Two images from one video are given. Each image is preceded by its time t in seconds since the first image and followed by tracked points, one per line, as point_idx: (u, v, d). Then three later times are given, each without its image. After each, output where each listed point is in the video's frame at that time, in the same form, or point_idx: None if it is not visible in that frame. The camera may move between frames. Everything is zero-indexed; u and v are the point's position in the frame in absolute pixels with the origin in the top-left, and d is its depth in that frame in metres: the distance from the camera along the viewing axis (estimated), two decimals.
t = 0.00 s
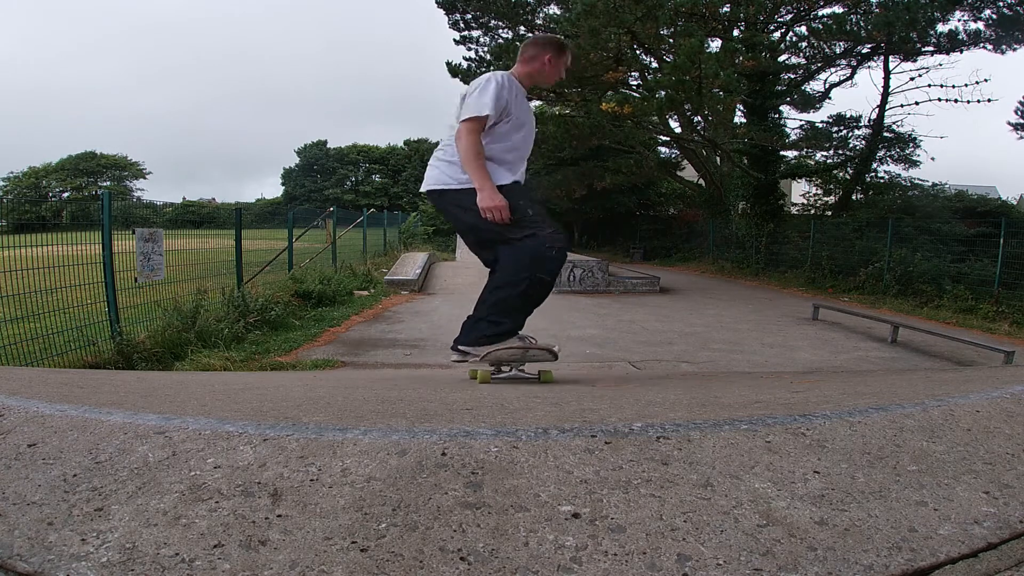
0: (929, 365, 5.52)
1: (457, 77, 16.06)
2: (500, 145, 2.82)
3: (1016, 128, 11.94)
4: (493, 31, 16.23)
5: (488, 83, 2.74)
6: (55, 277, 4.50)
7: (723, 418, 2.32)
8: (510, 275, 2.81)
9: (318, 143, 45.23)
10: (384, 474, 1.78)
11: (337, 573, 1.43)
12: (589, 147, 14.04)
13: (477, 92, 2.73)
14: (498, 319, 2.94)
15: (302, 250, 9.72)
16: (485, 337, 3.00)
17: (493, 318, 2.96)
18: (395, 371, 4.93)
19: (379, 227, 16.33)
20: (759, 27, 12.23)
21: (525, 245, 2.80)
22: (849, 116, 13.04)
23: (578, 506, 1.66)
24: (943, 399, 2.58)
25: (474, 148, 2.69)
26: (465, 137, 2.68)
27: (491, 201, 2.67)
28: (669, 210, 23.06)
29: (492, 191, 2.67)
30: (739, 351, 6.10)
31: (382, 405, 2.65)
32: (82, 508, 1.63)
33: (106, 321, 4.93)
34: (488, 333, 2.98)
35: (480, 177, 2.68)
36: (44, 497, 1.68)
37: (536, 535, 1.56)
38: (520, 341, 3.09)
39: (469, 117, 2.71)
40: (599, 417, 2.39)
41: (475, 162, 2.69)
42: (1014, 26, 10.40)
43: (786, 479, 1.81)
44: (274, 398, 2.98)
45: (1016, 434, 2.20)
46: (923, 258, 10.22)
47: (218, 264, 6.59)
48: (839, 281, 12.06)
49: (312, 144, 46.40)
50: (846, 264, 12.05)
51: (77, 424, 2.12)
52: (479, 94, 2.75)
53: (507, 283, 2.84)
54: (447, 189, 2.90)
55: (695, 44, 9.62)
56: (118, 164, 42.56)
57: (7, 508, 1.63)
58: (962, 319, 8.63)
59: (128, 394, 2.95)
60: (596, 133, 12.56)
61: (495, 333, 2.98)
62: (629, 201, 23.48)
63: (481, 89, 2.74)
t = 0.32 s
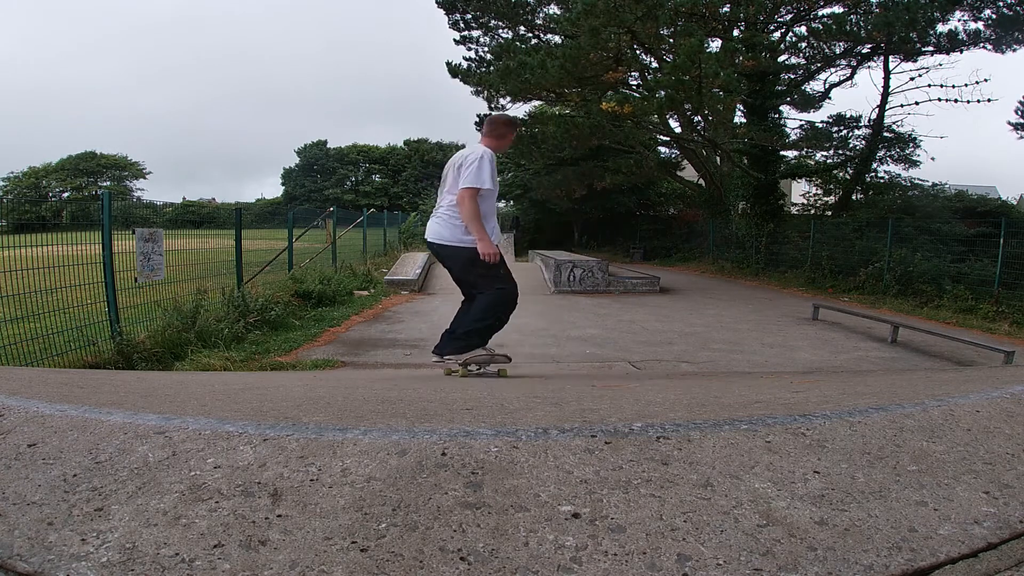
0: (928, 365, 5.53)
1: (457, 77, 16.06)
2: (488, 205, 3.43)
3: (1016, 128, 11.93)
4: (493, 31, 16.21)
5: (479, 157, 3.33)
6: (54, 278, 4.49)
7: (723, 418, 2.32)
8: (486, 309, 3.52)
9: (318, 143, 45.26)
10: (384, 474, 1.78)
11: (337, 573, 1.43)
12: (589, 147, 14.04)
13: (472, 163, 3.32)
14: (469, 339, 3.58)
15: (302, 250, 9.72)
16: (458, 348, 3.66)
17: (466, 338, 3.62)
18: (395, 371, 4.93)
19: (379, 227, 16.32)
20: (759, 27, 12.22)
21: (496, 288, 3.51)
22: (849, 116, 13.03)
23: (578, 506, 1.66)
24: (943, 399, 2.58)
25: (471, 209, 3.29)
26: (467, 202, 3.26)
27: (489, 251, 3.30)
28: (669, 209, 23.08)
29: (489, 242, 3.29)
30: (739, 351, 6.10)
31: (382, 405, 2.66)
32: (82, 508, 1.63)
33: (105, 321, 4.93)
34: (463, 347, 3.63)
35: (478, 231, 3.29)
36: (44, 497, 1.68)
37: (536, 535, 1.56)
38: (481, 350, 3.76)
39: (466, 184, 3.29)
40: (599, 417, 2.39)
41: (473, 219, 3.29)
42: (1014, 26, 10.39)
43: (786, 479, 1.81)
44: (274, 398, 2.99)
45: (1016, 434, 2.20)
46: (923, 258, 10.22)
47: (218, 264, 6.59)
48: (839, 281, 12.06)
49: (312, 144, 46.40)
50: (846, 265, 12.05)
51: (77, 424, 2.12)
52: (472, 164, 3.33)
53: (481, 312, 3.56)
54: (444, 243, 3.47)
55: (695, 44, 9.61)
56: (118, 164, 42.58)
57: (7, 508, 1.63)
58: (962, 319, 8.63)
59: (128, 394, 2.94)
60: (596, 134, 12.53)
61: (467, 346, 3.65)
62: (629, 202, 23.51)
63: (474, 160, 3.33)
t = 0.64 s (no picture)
0: (928, 365, 5.53)
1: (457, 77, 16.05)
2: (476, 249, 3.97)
3: (1016, 128, 11.92)
4: (492, 31, 16.15)
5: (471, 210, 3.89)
6: (55, 278, 4.50)
7: (723, 418, 2.32)
8: (455, 328, 4.04)
9: (318, 143, 45.27)
10: (384, 474, 1.78)
11: (337, 573, 1.43)
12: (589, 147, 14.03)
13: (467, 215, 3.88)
14: (443, 350, 4.02)
15: (302, 250, 9.72)
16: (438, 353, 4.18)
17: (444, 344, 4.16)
18: (396, 371, 4.94)
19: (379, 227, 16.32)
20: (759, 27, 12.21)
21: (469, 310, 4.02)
22: (849, 116, 13.02)
23: (578, 506, 1.66)
24: (944, 399, 2.58)
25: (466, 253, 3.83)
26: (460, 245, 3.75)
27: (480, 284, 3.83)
28: (669, 209, 23.09)
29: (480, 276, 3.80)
30: (739, 351, 6.11)
31: (382, 405, 2.66)
32: (82, 508, 1.63)
33: (106, 321, 4.93)
34: (442, 355, 4.13)
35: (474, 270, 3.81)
36: (44, 497, 1.68)
37: (536, 535, 1.56)
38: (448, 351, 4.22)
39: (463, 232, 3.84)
40: (599, 417, 2.39)
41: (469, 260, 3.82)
42: (1014, 26, 10.39)
43: (786, 479, 1.81)
44: (274, 397, 2.99)
45: (1016, 434, 2.20)
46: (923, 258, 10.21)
47: (218, 264, 6.58)
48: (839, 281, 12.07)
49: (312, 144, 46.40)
50: (846, 265, 12.06)
51: (77, 424, 2.12)
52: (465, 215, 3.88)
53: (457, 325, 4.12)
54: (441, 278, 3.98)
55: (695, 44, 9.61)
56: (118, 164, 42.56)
57: (6, 509, 1.63)
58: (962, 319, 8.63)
59: (128, 394, 2.94)
60: (596, 134, 12.45)
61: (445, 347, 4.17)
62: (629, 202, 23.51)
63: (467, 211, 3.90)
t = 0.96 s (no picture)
0: (928, 365, 5.53)
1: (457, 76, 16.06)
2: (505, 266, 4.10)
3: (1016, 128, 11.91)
4: (493, 31, 16.18)
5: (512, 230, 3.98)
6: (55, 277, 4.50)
7: (723, 418, 2.32)
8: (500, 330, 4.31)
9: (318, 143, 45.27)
10: (384, 474, 1.78)
11: (337, 573, 1.43)
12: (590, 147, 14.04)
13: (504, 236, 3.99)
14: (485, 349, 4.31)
15: (302, 250, 9.73)
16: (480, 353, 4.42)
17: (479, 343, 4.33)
18: (396, 371, 4.94)
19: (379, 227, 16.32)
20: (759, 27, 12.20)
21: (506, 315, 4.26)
22: (850, 116, 13.02)
23: (578, 506, 1.66)
24: (944, 399, 2.58)
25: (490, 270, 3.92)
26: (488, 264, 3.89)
27: (498, 303, 3.88)
28: (669, 210, 23.11)
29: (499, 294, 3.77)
30: (739, 351, 6.11)
31: (383, 405, 2.66)
32: (82, 508, 1.63)
33: (106, 321, 4.93)
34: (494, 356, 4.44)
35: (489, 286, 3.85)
36: (44, 497, 1.68)
37: (536, 535, 1.56)
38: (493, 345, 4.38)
39: (495, 247, 3.97)
40: (600, 417, 2.39)
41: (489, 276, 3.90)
42: (1014, 26, 10.39)
43: (786, 479, 1.81)
44: (274, 397, 2.99)
45: (1016, 434, 2.20)
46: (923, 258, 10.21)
47: (218, 264, 6.58)
48: (839, 281, 12.07)
49: (312, 144, 46.40)
50: (846, 265, 12.07)
51: (77, 424, 2.11)
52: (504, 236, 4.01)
53: (493, 324, 4.31)
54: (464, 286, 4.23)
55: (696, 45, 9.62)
56: (117, 163, 42.55)
57: (7, 509, 1.63)
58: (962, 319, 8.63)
59: (127, 394, 2.94)
60: (596, 134, 12.47)
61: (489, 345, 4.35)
62: (629, 202, 23.53)
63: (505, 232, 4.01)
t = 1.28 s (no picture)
0: (927, 365, 5.53)
1: (457, 76, 16.06)
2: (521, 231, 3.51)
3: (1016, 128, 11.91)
4: (493, 31, 16.19)
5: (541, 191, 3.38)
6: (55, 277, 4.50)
7: (723, 419, 2.32)
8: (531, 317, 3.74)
9: (318, 143, 45.28)
10: (384, 474, 1.78)
11: (337, 574, 1.43)
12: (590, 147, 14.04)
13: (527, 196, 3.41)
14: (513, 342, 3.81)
15: (302, 250, 9.73)
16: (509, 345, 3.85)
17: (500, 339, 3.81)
18: (396, 371, 4.94)
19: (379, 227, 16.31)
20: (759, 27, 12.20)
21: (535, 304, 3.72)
22: (850, 116, 13.02)
23: (578, 506, 1.66)
24: (944, 399, 2.58)
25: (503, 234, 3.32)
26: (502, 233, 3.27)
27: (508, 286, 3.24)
28: (669, 210, 23.11)
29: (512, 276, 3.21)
30: (739, 351, 6.10)
31: (383, 405, 2.66)
32: (82, 508, 1.63)
33: (107, 321, 4.93)
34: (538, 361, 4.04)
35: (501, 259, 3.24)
36: (44, 498, 1.68)
37: (536, 535, 1.56)
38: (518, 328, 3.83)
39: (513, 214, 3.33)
40: (600, 417, 2.39)
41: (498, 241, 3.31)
42: (1014, 26, 10.39)
43: (786, 479, 1.81)
44: (274, 398, 2.99)
45: (1016, 434, 2.20)
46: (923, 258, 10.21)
47: (218, 264, 6.58)
48: (839, 281, 12.07)
49: (312, 144, 46.40)
50: (847, 265, 12.06)
51: (77, 424, 2.12)
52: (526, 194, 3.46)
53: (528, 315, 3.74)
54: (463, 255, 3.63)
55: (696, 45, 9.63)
56: (117, 163, 42.55)
57: (7, 509, 1.63)
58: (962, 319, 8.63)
59: (128, 394, 2.94)
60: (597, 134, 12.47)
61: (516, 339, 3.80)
62: (629, 202, 23.56)
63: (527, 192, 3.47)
